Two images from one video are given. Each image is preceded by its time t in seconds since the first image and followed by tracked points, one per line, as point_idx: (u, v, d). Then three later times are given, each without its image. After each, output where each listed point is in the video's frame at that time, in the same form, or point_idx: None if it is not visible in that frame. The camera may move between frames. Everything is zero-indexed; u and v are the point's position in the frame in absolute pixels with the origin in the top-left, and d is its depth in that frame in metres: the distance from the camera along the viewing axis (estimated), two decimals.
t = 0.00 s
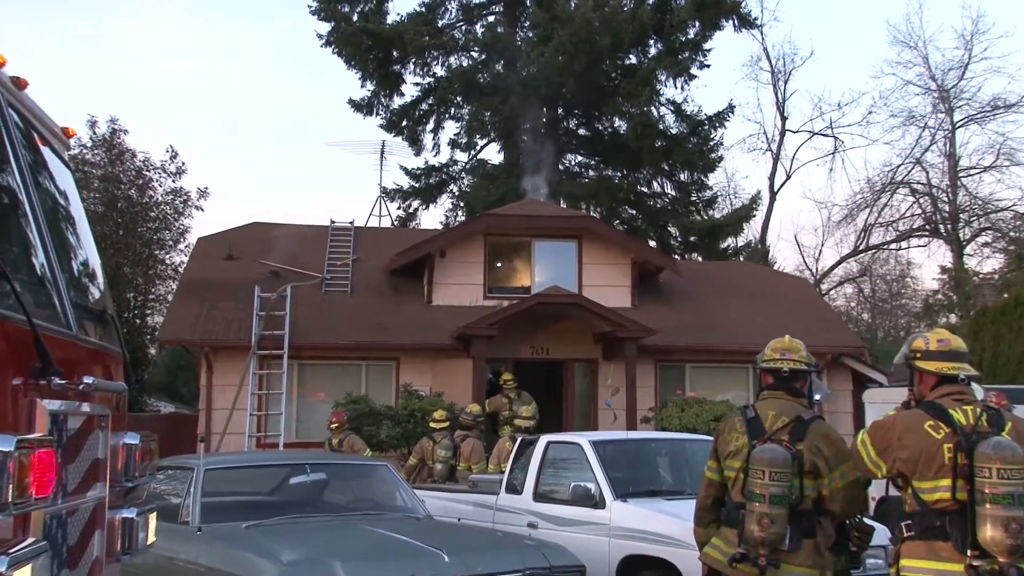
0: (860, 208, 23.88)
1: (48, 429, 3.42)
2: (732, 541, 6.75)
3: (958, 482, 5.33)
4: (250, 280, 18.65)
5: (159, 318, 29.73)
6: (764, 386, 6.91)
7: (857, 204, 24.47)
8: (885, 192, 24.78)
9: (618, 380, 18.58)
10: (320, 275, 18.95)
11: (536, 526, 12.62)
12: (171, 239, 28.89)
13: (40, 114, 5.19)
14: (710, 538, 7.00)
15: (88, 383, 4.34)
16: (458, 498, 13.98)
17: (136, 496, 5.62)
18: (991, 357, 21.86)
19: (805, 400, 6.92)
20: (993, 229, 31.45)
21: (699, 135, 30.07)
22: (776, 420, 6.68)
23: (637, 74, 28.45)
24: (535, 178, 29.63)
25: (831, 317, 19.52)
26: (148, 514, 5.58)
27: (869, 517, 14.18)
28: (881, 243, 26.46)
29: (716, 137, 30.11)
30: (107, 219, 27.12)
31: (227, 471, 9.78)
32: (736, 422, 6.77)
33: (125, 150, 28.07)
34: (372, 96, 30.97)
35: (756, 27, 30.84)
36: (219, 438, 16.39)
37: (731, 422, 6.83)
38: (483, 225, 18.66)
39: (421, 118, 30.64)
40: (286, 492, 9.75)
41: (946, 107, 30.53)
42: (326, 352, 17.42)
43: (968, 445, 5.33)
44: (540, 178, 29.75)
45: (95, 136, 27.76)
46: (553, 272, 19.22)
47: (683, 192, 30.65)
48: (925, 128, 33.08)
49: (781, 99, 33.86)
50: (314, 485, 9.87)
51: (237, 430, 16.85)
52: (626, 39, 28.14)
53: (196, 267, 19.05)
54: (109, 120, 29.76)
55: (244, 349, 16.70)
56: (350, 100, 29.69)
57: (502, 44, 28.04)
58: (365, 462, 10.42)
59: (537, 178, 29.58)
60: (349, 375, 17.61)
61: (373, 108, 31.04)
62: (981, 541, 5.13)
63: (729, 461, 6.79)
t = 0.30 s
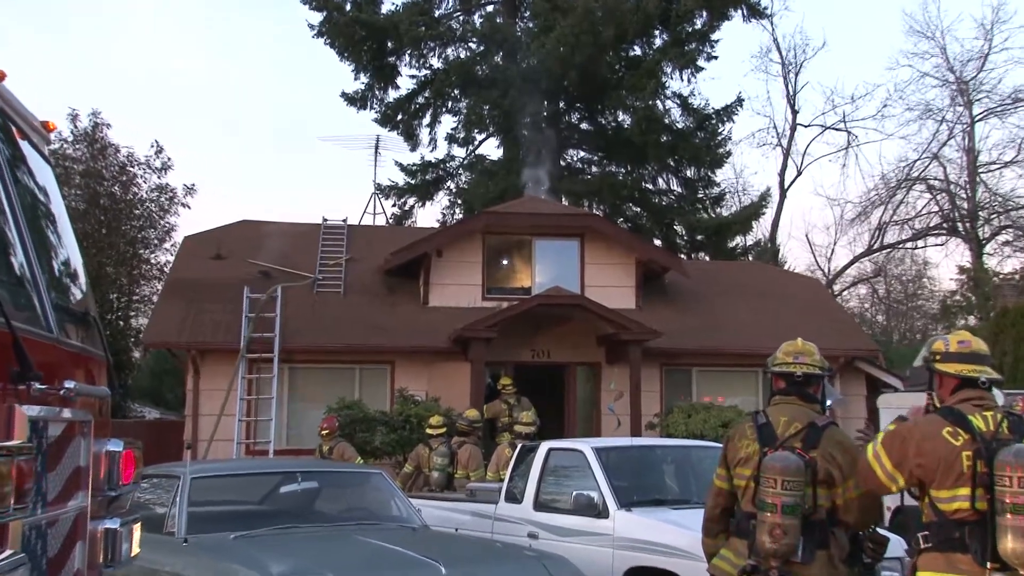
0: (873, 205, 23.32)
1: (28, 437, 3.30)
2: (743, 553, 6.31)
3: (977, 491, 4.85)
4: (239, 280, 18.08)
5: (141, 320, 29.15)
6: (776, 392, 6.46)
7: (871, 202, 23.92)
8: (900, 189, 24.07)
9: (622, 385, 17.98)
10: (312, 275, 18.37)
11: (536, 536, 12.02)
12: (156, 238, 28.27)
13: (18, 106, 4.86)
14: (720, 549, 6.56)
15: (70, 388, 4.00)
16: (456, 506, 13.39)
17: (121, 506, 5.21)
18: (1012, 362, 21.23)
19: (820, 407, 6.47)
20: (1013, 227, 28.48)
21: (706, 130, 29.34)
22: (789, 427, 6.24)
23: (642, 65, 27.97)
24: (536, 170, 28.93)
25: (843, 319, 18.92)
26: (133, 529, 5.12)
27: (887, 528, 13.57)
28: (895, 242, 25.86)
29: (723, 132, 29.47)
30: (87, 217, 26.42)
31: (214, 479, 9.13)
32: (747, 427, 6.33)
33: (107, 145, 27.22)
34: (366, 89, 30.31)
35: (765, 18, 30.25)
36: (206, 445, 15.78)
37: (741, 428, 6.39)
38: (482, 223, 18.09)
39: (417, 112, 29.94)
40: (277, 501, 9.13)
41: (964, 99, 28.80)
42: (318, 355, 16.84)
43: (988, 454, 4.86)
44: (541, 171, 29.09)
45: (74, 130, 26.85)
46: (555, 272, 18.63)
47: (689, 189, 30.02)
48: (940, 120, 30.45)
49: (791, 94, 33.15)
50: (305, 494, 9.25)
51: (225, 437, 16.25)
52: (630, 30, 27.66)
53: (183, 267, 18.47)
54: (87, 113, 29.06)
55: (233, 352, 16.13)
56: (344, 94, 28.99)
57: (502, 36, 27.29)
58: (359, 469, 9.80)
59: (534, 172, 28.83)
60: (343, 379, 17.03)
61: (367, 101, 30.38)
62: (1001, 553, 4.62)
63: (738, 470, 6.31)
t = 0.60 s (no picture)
0: (888, 201, 22.63)
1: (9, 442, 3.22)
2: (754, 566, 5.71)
3: (999, 500, 4.60)
4: (229, 280, 17.49)
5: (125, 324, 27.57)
6: (788, 398, 5.84)
7: (884, 199, 23.37)
8: (915, 186, 23.31)
9: (626, 389, 17.44)
10: (304, 275, 17.79)
11: (536, 547, 11.41)
12: (141, 236, 26.62)
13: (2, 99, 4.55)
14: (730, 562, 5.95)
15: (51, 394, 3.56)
16: (453, 516, 12.81)
17: (103, 515, 4.52)
18: None
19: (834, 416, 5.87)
20: None
21: (715, 123, 28.84)
22: (801, 433, 5.70)
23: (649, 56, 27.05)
24: (538, 162, 28.31)
25: (856, 320, 18.31)
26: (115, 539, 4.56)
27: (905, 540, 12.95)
28: (910, 240, 25.20)
29: (732, 126, 28.74)
30: (69, 215, 24.56)
31: (202, 489, 8.40)
32: (757, 434, 5.77)
33: (89, 138, 25.42)
34: (360, 81, 29.65)
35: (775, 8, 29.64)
36: (193, 453, 15.17)
37: (751, 435, 5.83)
38: (480, 221, 17.54)
39: (413, 106, 29.20)
40: (267, 512, 8.43)
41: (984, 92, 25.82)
42: (311, 359, 16.27)
43: (1011, 461, 4.60)
44: (542, 163, 28.42)
45: (55, 121, 24.96)
46: (557, 271, 18.07)
47: (696, 185, 29.29)
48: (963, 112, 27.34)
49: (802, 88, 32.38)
50: (297, 505, 8.51)
51: (214, 443, 15.65)
52: (634, 21, 27.11)
53: (171, 266, 17.87)
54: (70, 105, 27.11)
55: (222, 355, 15.56)
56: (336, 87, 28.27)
57: (501, 25, 27.67)
58: (354, 476, 9.03)
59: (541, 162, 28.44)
60: (336, 383, 16.45)
61: (361, 95, 29.66)
62: None
63: (748, 478, 5.73)
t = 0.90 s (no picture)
0: (905, 197, 22.02)
1: None
2: None
3: None
4: (217, 280, 16.91)
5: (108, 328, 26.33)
6: (799, 403, 5.22)
7: (900, 196, 22.67)
8: (934, 182, 22.65)
9: (630, 394, 16.93)
10: (295, 275, 17.23)
11: (537, 559, 10.86)
12: (125, 235, 25.42)
13: None
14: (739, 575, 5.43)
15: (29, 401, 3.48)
16: (450, 527, 12.21)
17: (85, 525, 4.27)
18: None
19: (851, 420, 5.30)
20: None
21: (722, 117, 27.83)
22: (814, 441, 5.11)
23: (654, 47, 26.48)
24: (543, 155, 27.63)
25: (869, 322, 17.73)
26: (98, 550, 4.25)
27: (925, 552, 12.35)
28: (929, 239, 24.47)
29: (741, 120, 27.93)
30: (49, 212, 23.24)
31: (189, 497, 7.78)
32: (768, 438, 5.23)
33: (70, 132, 24.18)
34: (353, 74, 28.93)
35: None
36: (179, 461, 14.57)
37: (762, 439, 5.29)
38: (478, 219, 16.99)
39: (409, 99, 28.59)
40: (256, 521, 7.77)
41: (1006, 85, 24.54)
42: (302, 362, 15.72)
43: None
44: (545, 156, 27.66)
45: (34, 114, 23.78)
46: (559, 271, 17.50)
47: (704, 182, 28.22)
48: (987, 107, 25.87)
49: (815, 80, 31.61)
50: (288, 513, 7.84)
51: (200, 450, 15.07)
52: (639, 11, 26.51)
53: (157, 267, 17.30)
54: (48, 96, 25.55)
55: (209, 359, 15.01)
56: (329, 80, 27.65)
57: (500, 14, 27.28)
58: (346, 486, 8.32)
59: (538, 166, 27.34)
60: (329, 388, 15.91)
61: (355, 87, 28.96)
62: None
63: (758, 488, 5.17)
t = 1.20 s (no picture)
0: (923, 193, 21.45)
1: None
2: None
3: None
4: (205, 280, 16.38)
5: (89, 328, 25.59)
6: (811, 408, 5.18)
7: (917, 191, 22.10)
8: (953, 178, 22.08)
9: (636, 399, 16.37)
10: (286, 274, 16.68)
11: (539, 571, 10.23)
12: (107, 233, 24.87)
13: None
14: None
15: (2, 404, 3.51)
16: (447, 538, 11.59)
17: (65, 537, 4.27)
18: None
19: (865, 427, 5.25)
20: None
21: (732, 110, 27.50)
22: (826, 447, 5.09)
23: (660, 37, 25.76)
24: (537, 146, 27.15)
25: (884, 324, 17.14)
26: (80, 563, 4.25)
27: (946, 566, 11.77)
28: (947, 236, 23.82)
29: (750, 112, 27.42)
30: (28, 209, 22.62)
31: (175, 507, 7.21)
32: (778, 446, 5.19)
33: (50, 126, 23.60)
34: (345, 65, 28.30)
35: None
36: (165, 469, 14.01)
37: (771, 447, 5.25)
38: (477, 217, 16.47)
39: (404, 91, 28.02)
40: (245, 533, 7.20)
41: None
42: (293, 366, 15.19)
43: None
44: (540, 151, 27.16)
45: (12, 107, 23.23)
46: (561, 271, 16.97)
47: (712, 176, 27.61)
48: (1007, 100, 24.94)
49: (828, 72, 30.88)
50: (280, 524, 7.29)
51: (187, 458, 14.51)
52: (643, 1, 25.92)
53: (142, 266, 16.75)
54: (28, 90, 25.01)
55: (196, 362, 14.49)
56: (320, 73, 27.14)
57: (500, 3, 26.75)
58: (340, 493, 7.76)
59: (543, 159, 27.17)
60: (322, 393, 15.36)
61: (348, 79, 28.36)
62: None
63: (768, 496, 5.15)
